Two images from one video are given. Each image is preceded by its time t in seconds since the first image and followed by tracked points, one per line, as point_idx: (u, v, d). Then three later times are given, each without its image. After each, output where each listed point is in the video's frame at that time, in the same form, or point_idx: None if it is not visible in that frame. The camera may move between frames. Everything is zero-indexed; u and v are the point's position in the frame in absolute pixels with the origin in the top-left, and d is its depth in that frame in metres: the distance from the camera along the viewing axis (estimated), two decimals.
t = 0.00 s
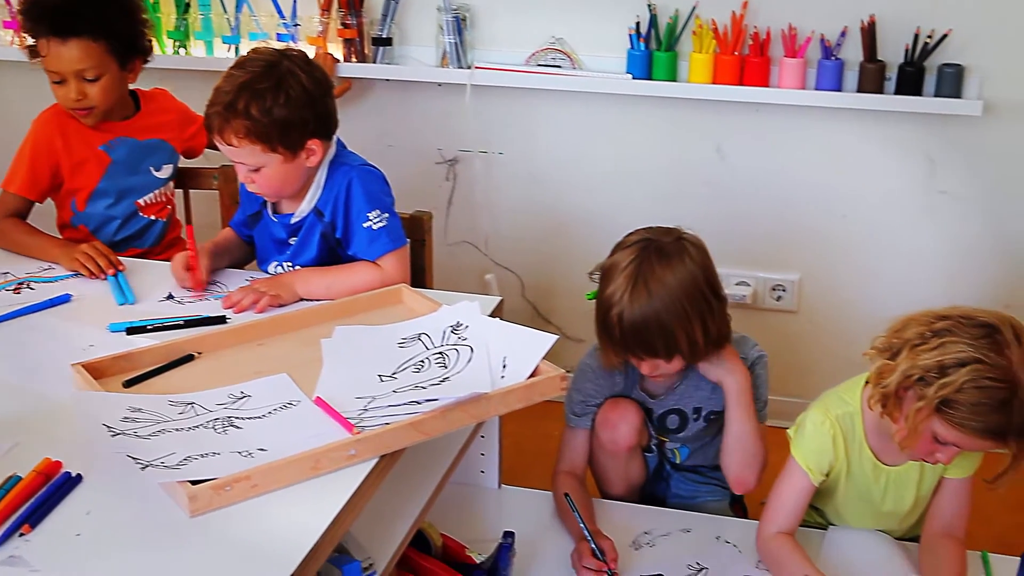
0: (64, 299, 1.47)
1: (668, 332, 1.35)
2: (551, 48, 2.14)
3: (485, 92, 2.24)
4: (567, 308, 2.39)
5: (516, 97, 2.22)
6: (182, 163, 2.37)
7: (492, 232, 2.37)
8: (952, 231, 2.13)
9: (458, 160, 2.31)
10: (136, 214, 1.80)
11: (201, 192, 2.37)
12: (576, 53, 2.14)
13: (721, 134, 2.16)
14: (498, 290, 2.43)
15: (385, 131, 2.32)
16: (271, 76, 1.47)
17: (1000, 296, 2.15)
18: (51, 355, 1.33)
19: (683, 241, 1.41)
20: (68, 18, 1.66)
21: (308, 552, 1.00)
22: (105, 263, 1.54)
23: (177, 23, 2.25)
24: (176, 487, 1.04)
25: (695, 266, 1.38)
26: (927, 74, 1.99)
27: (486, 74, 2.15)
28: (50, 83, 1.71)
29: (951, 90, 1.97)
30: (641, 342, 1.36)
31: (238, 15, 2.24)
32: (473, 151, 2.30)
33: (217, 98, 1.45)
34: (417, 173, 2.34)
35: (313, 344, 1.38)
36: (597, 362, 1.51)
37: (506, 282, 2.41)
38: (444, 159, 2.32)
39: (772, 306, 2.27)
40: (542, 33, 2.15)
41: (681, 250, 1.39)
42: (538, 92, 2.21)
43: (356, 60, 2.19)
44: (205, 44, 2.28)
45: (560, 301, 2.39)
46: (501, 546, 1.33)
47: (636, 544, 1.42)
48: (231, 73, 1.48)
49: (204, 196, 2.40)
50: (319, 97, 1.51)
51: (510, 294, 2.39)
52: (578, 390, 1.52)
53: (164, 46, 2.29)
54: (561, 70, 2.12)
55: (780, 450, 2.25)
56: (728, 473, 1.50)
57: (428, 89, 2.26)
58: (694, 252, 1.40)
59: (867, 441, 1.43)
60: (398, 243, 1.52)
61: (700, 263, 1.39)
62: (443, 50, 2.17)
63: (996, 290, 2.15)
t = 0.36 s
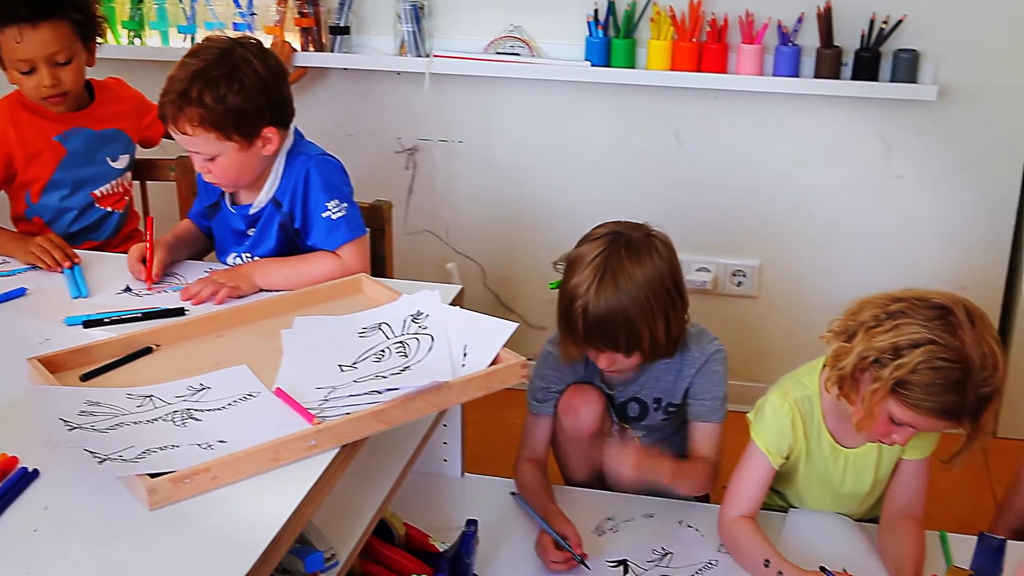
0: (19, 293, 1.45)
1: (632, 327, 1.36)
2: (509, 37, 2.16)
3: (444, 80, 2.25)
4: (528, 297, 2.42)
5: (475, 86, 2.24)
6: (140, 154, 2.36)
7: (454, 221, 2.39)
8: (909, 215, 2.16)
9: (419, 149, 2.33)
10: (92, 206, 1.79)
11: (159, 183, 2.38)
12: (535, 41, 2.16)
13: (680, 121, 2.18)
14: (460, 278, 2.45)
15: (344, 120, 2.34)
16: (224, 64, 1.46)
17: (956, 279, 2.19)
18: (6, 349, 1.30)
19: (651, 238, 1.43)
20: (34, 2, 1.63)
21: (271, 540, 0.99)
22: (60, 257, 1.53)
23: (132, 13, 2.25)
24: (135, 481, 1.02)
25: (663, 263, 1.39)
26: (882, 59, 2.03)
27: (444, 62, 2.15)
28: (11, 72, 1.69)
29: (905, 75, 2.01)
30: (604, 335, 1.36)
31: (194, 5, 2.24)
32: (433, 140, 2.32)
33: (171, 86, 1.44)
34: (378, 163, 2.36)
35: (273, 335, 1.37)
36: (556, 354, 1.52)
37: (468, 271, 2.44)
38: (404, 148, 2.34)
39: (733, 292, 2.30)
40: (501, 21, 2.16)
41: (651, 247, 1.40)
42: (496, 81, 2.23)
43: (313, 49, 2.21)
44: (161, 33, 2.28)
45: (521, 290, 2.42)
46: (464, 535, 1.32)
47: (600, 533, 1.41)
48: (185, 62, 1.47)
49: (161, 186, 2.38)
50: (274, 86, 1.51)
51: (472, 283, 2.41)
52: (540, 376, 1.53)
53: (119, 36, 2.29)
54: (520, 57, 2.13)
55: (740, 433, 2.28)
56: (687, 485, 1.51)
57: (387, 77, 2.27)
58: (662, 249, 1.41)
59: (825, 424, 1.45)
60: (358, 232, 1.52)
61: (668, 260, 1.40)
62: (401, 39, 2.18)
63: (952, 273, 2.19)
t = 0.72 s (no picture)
0: None
1: (598, 331, 1.35)
2: (469, 22, 2.17)
3: (403, 66, 2.27)
4: (490, 282, 2.44)
5: (434, 72, 2.26)
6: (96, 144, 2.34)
7: (415, 207, 2.40)
8: (867, 198, 2.21)
9: (379, 135, 2.34)
10: (49, 196, 1.77)
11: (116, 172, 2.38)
12: (494, 26, 2.17)
13: (641, 106, 2.21)
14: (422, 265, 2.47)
15: (303, 108, 2.35)
16: (185, 44, 1.46)
17: (914, 261, 2.24)
18: None
19: (615, 241, 1.42)
20: None
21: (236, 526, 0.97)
22: (15, 248, 1.51)
23: (86, 1, 2.24)
24: (94, 472, 0.99)
25: (628, 265, 1.39)
26: (840, 42, 2.07)
27: (404, 49, 2.16)
28: None
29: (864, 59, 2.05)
30: (570, 340, 1.35)
31: None
32: (394, 127, 2.33)
33: (130, 65, 1.43)
34: (339, 150, 2.38)
35: (233, 324, 1.36)
36: (522, 352, 1.50)
37: (430, 258, 2.45)
38: (365, 135, 2.35)
39: (694, 276, 2.34)
40: (461, 7, 2.17)
41: (615, 250, 1.39)
42: (456, 66, 2.25)
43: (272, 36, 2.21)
44: (117, 21, 2.27)
45: (482, 276, 2.44)
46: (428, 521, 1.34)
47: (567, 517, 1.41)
48: (145, 42, 1.46)
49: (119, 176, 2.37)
50: (235, 68, 1.50)
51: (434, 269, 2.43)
52: (510, 362, 1.51)
53: (73, 24, 2.27)
54: (480, 42, 2.15)
55: (703, 416, 2.32)
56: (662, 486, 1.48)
57: (346, 64, 2.29)
58: (626, 251, 1.40)
59: (787, 405, 1.46)
60: (319, 219, 1.52)
61: (632, 263, 1.40)
62: (360, 25, 2.18)
63: (910, 256, 2.25)
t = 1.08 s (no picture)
0: None
1: (565, 327, 1.35)
2: (432, 9, 2.17)
3: (365, 54, 2.27)
4: (456, 270, 2.45)
5: (397, 60, 2.26)
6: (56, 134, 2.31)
7: (380, 195, 2.41)
8: (829, 182, 2.24)
9: (342, 123, 2.34)
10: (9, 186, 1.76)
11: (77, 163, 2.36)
12: (457, 13, 2.18)
13: (605, 92, 2.22)
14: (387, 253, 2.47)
15: (268, 98, 2.34)
16: (150, 25, 1.45)
17: (877, 244, 2.27)
18: None
19: (582, 237, 1.42)
20: None
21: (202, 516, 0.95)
22: None
23: None
24: (56, 466, 0.97)
25: (594, 262, 1.39)
26: (803, 27, 2.09)
27: (366, 37, 2.16)
28: None
29: (825, 44, 2.07)
30: (537, 337, 1.35)
31: None
32: (358, 115, 2.33)
33: (94, 46, 1.41)
34: (302, 138, 2.37)
35: (196, 314, 1.34)
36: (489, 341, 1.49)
37: (395, 246, 2.46)
38: (328, 123, 2.35)
39: (659, 261, 2.36)
40: None
41: (582, 247, 1.40)
42: (418, 54, 2.25)
43: (233, 24, 2.21)
44: (75, 11, 2.24)
45: (447, 265, 2.45)
46: (395, 508, 1.35)
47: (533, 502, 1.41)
48: (109, 24, 1.45)
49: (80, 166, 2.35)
50: (200, 51, 1.50)
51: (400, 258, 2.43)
52: (476, 349, 1.50)
53: (30, 13, 2.25)
54: (442, 29, 2.15)
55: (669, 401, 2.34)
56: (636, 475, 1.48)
57: (309, 52, 2.29)
58: (593, 248, 1.41)
59: (751, 388, 1.47)
60: (282, 208, 1.52)
61: (599, 259, 1.40)
62: (322, 13, 2.19)
63: (873, 238, 2.28)
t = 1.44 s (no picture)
0: None
1: (532, 318, 1.35)
2: None
3: (326, 37, 2.30)
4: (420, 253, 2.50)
5: (358, 43, 2.29)
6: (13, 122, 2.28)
7: (343, 180, 2.45)
8: (785, 161, 2.29)
9: (304, 108, 2.38)
10: None
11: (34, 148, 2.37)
12: None
13: (568, 73, 2.26)
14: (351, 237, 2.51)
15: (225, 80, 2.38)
16: (112, 9, 1.44)
17: (840, 224, 2.33)
18: None
19: (545, 227, 1.42)
20: None
21: (166, 505, 0.93)
22: None
23: None
24: (16, 456, 0.95)
25: (558, 251, 1.39)
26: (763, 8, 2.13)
27: (327, 20, 2.20)
28: None
29: (784, 24, 2.11)
30: (504, 329, 1.35)
31: None
32: (319, 99, 2.37)
33: (55, 29, 1.39)
34: (264, 122, 2.41)
35: (158, 301, 1.32)
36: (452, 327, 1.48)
37: (359, 230, 2.50)
38: (289, 108, 2.39)
39: (624, 243, 2.41)
40: None
41: (545, 238, 1.40)
42: (379, 37, 2.28)
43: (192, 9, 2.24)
44: None
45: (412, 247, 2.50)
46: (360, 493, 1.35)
47: (501, 485, 1.41)
48: (71, 8, 1.43)
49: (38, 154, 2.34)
50: (163, 35, 1.48)
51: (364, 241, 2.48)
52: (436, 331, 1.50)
53: None
54: (404, 13, 2.19)
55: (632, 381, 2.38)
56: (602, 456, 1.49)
57: (269, 36, 2.32)
58: (556, 238, 1.41)
59: (715, 368, 1.48)
60: (244, 193, 1.51)
61: (562, 249, 1.40)
62: None
63: (837, 219, 2.34)
